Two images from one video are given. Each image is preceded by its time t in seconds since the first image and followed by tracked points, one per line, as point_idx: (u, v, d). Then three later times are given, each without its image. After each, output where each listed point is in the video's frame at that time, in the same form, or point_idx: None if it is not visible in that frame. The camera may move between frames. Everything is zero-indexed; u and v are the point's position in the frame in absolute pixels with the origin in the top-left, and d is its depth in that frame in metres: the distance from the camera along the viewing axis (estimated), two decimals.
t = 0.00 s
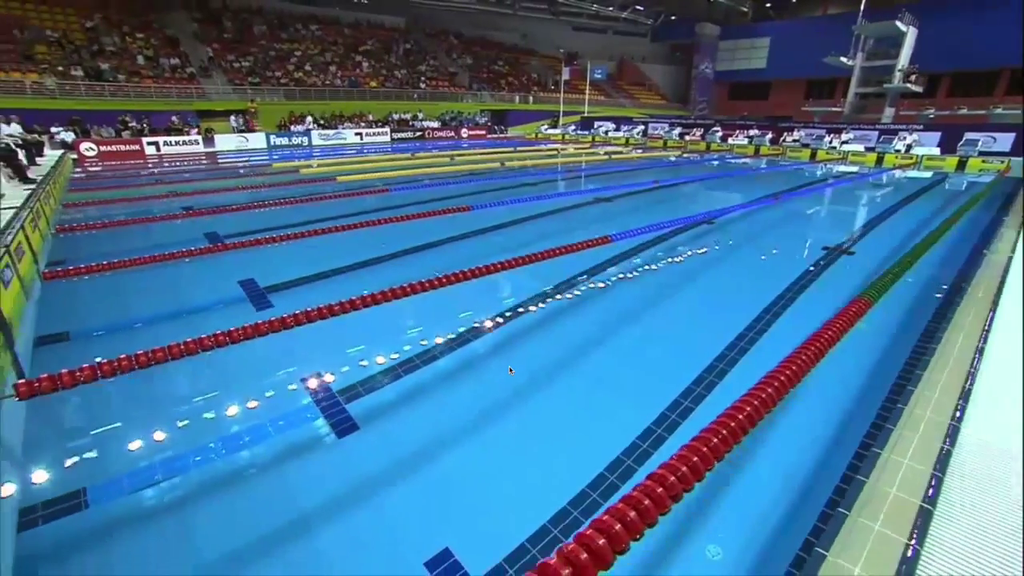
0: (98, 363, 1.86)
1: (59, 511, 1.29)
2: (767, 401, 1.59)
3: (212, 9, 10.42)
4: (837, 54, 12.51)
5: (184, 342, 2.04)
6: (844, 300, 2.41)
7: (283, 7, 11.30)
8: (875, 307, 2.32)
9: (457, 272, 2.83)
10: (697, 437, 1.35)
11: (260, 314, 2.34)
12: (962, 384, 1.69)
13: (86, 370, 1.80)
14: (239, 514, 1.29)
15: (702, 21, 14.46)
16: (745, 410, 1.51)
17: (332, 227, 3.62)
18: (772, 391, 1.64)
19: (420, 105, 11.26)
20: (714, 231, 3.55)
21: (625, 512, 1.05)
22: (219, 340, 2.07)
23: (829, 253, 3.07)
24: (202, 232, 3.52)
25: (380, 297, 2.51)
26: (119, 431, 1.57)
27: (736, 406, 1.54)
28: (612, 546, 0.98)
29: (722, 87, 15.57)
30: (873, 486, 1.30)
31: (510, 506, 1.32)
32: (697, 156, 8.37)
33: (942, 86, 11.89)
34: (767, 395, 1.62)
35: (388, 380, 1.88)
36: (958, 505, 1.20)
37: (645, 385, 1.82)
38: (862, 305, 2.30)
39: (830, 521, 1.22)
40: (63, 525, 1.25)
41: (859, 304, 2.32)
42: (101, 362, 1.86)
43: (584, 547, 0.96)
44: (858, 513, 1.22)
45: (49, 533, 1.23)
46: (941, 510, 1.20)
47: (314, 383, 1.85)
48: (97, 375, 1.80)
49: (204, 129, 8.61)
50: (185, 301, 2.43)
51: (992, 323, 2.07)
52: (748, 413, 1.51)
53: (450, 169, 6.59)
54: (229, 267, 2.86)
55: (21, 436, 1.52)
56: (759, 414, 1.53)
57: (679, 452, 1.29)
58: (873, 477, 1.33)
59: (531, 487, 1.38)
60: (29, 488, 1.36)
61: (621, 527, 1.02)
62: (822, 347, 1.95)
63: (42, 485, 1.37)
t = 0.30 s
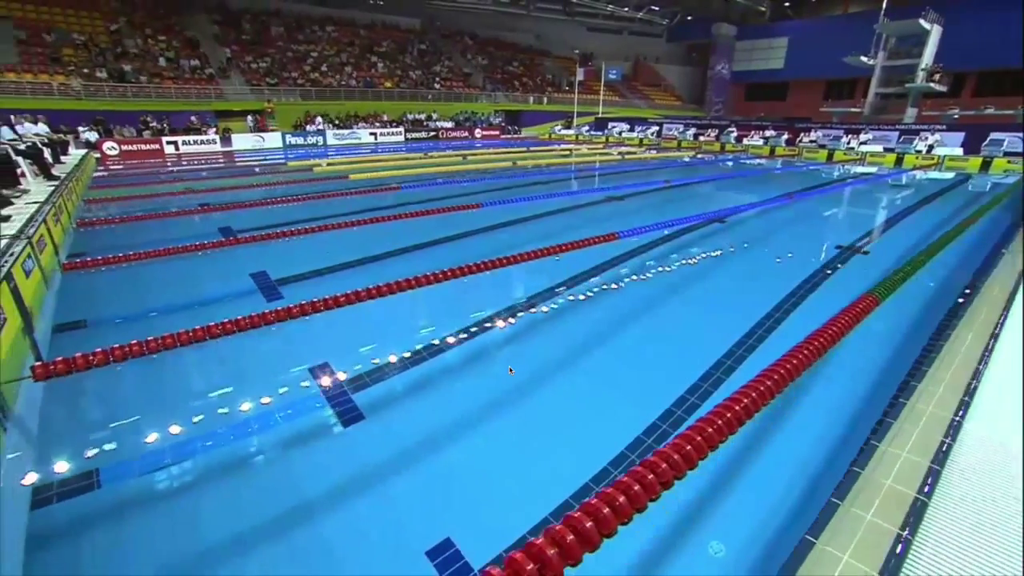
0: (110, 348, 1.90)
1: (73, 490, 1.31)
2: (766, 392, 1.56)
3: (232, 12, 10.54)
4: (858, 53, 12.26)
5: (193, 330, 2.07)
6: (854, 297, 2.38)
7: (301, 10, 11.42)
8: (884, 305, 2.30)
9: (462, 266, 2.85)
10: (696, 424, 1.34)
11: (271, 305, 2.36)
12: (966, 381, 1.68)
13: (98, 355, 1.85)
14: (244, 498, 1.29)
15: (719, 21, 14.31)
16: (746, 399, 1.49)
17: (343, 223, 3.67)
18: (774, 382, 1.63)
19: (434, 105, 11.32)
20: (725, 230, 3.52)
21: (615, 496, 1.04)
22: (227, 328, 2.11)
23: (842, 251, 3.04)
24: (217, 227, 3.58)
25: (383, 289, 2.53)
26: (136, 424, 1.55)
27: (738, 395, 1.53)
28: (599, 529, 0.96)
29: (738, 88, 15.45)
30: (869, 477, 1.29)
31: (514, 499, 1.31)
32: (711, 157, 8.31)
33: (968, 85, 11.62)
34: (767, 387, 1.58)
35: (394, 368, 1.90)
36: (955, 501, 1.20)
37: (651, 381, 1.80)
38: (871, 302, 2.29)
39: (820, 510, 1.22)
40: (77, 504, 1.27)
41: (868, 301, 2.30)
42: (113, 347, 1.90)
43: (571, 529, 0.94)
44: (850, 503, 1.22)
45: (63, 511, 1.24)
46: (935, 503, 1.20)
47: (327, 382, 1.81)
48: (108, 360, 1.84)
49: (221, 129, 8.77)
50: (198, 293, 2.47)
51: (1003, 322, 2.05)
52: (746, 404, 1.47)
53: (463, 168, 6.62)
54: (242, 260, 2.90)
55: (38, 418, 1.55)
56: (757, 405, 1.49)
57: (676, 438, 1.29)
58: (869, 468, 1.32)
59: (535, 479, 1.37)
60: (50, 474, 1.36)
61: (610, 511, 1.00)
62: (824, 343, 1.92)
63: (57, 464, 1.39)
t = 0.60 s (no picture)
0: (125, 332, 1.95)
1: (88, 468, 1.33)
2: (768, 384, 1.54)
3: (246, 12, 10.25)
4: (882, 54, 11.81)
5: (204, 316, 2.12)
6: (866, 295, 2.37)
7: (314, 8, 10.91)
8: (897, 304, 2.29)
9: (471, 260, 2.87)
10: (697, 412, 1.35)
11: (283, 296, 2.39)
12: (978, 377, 1.67)
13: (114, 338, 1.90)
14: (251, 483, 1.30)
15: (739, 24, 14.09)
16: (750, 389, 1.50)
17: (358, 219, 3.73)
18: (780, 372, 1.62)
19: (451, 108, 11.41)
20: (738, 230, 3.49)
21: (609, 479, 1.06)
22: (238, 315, 2.15)
23: (859, 251, 3.01)
24: (235, 222, 3.65)
25: (393, 281, 2.57)
26: (158, 420, 1.53)
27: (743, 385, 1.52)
28: (591, 510, 0.99)
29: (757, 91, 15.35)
30: (870, 467, 1.30)
31: (519, 491, 1.30)
32: (728, 159, 8.25)
33: (998, 86, 11.31)
34: (771, 378, 1.58)
35: (407, 362, 1.89)
36: (957, 490, 1.20)
37: (661, 378, 1.78)
38: (883, 300, 2.27)
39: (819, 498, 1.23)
40: (89, 483, 1.29)
41: (880, 299, 2.29)
42: (127, 331, 1.95)
43: (563, 510, 0.97)
44: (848, 492, 1.23)
45: (77, 489, 1.26)
46: (940, 492, 1.20)
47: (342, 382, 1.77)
48: (123, 344, 1.89)
49: (241, 130, 9.40)
50: (213, 283, 2.51)
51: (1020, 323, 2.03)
52: (748, 395, 1.47)
53: (478, 168, 6.65)
54: (258, 253, 2.94)
55: (57, 399, 1.58)
56: (759, 396, 1.49)
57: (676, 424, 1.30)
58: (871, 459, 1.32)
59: (541, 472, 1.36)
60: (75, 465, 1.34)
61: (602, 493, 1.02)
62: (832, 338, 1.91)
63: (78, 450, 1.39)
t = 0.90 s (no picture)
0: (140, 322, 2.01)
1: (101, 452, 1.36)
2: (774, 380, 1.55)
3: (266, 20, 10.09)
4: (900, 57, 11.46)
5: (216, 307, 2.17)
6: (877, 293, 2.37)
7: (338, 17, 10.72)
8: (911, 303, 2.29)
9: (481, 257, 2.90)
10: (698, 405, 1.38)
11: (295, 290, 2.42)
12: (991, 378, 1.66)
13: (129, 326, 1.96)
14: (258, 474, 1.31)
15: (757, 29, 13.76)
16: (753, 382, 1.51)
17: (371, 218, 3.76)
18: (785, 368, 1.63)
19: (465, 112, 11.45)
20: (751, 231, 3.47)
21: (607, 466, 1.08)
22: (249, 307, 2.20)
23: (877, 252, 3.01)
24: (250, 221, 3.69)
25: (403, 276, 2.61)
26: (174, 417, 1.52)
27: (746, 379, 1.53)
28: (589, 497, 1.01)
29: (774, 97, 15.25)
30: (876, 462, 1.30)
31: (525, 487, 1.29)
32: (743, 163, 8.19)
33: None
34: (776, 372, 1.58)
35: (419, 366, 1.84)
36: (964, 487, 1.20)
37: (670, 376, 1.77)
38: (895, 300, 2.27)
39: (823, 490, 1.23)
40: (101, 469, 1.30)
41: (893, 298, 2.28)
42: (143, 321, 2.01)
43: (562, 494, 0.99)
44: (852, 484, 1.23)
45: (88, 476, 1.28)
46: (948, 487, 1.20)
47: (356, 381, 1.75)
48: (137, 332, 1.96)
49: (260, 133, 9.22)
50: (227, 278, 2.55)
51: None
52: (751, 388, 1.48)
53: (492, 171, 6.68)
54: (272, 250, 2.99)
55: (74, 384, 1.63)
56: (764, 390, 1.50)
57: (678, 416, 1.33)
58: (877, 453, 1.33)
59: (547, 468, 1.35)
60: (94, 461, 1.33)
61: (601, 480, 1.05)
62: (841, 335, 1.90)
63: (99, 447, 1.37)
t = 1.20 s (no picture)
0: (156, 313, 2.06)
1: (115, 440, 1.38)
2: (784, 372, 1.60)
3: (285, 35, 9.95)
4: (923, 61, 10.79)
5: (229, 300, 2.21)
6: (893, 294, 2.37)
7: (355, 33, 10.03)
8: (927, 304, 2.28)
9: (491, 256, 2.91)
10: (704, 398, 1.40)
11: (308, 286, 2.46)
12: (1007, 379, 1.64)
13: (145, 317, 2.01)
14: (268, 465, 1.32)
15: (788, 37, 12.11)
16: (761, 377, 1.53)
17: (386, 219, 3.81)
18: (795, 364, 1.64)
19: (479, 119, 11.50)
20: (765, 235, 3.44)
21: (609, 454, 1.12)
22: (261, 300, 2.23)
23: (895, 256, 3.01)
24: (266, 222, 3.75)
25: (412, 273, 2.63)
26: (189, 417, 1.49)
27: (750, 375, 1.55)
28: (589, 483, 1.05)
29: (792, 104, 15.14)
30: (883, 456, 1.30)
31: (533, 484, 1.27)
32: (759, 170, 8.15)
33: None
34: (785, 368, 1.60)
35: (434, 373, 1.77)
36: (975, 484, 1.20)
37: (682, 376, 1.76)
38: (912, 301, 2.27)
39: (829, 482, 1.24)
40: (116, 464, 1.29)
41: (910, 299, 2.28)
42: (158, 312, 2.06)
43: (562, 480, 1.02)
44: (860, 478, 1.24)
45: (99, 464, 1.29)
46: (959, 482, 1.20)
47: (370, 387, 1.70)
48: (151, 323, 2.00)
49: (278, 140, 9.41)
50: (242, 274, 2.60)
51: None
52: (759, 382, 1.50)
53: (505, 176, 6.71)
54: (287, 247, 3.04)
55: (90, 371, 1.68)
56: (773, 384, 1.53)
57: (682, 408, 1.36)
58: (886, 448, 1.33)
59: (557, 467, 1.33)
60: (111, 460, 1.31)
61: (602, 468, 1.08)
62: (854, 334, 1.89)
63: (116, 445, 1.36)
